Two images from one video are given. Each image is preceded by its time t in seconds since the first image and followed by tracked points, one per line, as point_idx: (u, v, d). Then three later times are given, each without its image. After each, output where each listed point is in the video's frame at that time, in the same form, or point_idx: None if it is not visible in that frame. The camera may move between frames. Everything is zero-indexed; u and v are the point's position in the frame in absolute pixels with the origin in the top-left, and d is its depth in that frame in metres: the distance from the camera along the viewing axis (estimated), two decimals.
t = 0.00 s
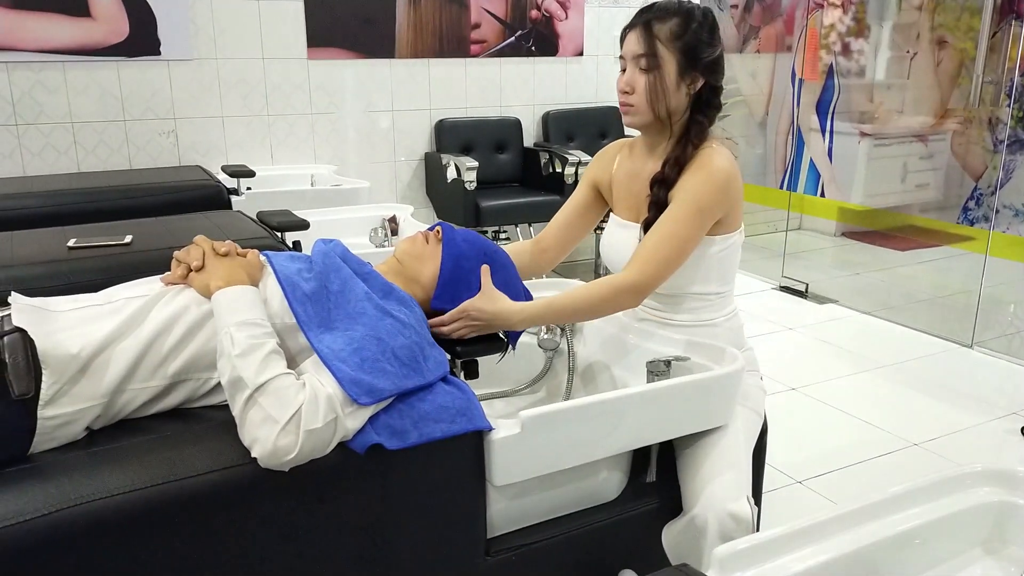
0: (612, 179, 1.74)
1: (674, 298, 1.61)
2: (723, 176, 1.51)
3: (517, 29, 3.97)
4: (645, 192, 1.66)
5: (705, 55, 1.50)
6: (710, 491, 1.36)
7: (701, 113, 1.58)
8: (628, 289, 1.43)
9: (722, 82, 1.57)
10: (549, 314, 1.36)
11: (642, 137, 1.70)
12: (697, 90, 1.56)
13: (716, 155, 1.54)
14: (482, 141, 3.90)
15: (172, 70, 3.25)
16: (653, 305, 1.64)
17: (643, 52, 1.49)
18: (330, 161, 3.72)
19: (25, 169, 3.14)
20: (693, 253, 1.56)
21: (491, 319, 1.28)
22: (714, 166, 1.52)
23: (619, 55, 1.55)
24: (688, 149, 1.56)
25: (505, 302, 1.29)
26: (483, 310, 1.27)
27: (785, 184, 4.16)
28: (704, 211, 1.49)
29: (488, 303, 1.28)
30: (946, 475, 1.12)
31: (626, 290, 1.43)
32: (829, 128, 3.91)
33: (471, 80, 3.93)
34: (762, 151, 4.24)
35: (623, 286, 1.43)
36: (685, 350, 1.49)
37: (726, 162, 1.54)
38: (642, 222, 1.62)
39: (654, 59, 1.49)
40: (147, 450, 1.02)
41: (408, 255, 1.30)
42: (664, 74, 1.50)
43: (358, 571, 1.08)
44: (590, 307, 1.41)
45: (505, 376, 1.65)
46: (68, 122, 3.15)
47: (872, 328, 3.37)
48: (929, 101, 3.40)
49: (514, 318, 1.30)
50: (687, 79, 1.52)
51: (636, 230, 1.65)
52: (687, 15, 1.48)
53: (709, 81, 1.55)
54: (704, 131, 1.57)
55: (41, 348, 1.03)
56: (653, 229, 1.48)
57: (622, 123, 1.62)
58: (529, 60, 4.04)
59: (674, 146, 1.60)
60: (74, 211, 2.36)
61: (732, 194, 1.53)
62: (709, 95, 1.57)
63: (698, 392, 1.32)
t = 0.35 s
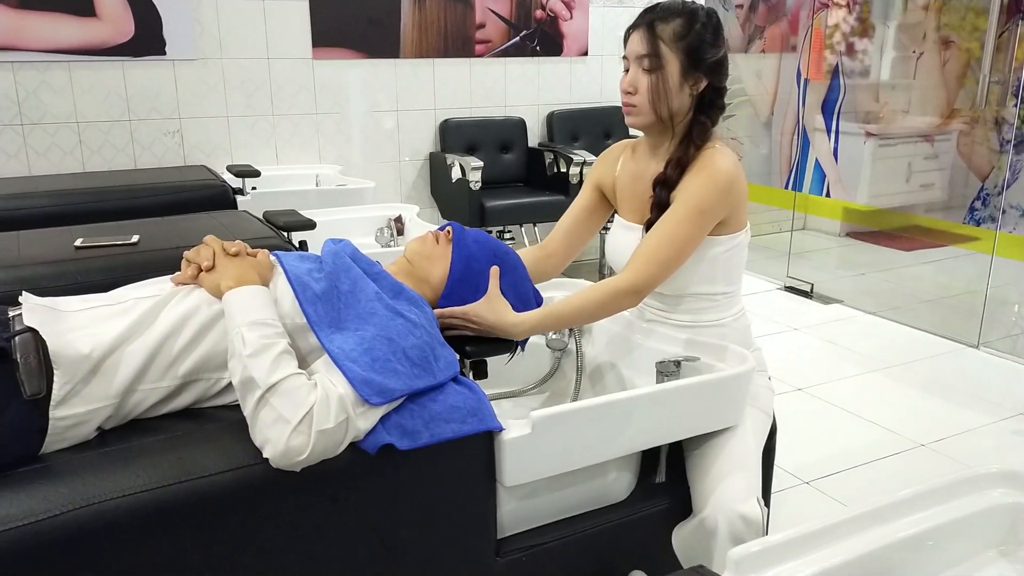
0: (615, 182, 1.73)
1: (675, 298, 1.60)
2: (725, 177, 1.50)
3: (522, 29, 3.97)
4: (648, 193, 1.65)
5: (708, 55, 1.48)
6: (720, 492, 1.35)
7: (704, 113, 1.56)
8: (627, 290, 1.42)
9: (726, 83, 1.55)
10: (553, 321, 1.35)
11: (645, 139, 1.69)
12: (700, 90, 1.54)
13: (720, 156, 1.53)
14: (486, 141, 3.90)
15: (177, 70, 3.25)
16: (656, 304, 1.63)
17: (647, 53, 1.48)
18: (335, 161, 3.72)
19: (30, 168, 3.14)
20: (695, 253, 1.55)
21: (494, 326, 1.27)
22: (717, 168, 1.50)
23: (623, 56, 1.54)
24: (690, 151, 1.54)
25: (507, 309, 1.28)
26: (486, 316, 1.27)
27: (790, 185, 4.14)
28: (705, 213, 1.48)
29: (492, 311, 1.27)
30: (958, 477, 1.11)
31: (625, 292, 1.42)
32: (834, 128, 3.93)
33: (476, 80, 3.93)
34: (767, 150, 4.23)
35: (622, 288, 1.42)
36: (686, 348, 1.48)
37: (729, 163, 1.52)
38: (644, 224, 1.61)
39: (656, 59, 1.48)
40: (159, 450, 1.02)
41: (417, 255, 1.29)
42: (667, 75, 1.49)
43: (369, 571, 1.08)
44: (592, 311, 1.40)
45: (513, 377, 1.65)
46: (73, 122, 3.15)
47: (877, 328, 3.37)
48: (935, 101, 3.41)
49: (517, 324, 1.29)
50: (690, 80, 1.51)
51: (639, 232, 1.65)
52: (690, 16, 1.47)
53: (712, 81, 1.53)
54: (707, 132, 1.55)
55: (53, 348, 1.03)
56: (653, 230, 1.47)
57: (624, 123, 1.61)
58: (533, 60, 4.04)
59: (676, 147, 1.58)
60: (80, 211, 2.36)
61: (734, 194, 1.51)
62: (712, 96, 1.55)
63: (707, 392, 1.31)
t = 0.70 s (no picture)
0: (630, 179, 1.73)
1: (689, 293, 1.59)
2: (743, 172, 1.50)
3: (525, 27, 3.96)
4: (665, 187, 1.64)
5: (723, 49, 1.48)
6: (730, 494, 1.33)
7: (721, 107, 1.55)
8: (646, 284, 1.42)
9: (740, 75, 1.54)
10: (569, 318, 1.35)
11: (662, 135, 1.69)
12: (715, 84, 1.53)
13: (737, 151, 1.53)
14: (490, 140, 3.89)
15: (181, 68, 3.24)
16: (670, 301, 1.62)
17: (660, 50, 1.48)
18: (338, 160, 3.70)
19: (32, 167, 3.13)
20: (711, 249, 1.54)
21: (511, 323, 1.28)
22: (735, 162, 1.50)
23: (636, 54, 1.54)
24: (708, 145, 1.53)
25: (524, 308, 1.28)
26: (503, 314, 1.27)
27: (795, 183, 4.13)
28: (723, 208, 1.48)
29: (510, 309, 1.28)
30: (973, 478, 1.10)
31: (644, 286, 1.41)
32: (838, 127, 3.90)
33: (479, 78, 3.92)
34: (771, 149, 4.21)
35: (640, 281, 1.41)
36: (691, 347, 1.47)
37: (746, 158, 1.52)
38: (660, 218, 1.61)
39: (671, 56, 1.47)
40: (166, 451, 1.01)
41: (427, 252, 1.30)
42: (682, 71, 1.48)
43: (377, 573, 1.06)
44: (609, 306, 1.39)
45: (520, 376, 1.64)
46: (76, 121, 3.14)
47: (883, 327, 3.35)
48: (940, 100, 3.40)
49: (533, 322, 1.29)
50: (705, 74, 1.50)
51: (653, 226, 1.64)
52: (702, 10, 1.46)
53: (727, 74, 1.52)
54: (724, 127, 1.55)
55: (60, 346, 1.02)
56: (671, 225, 1.47)
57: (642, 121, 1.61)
58: (537, 58, 4.03)
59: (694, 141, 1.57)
60: (83, 209, 2.35)
61: (751, 190, 1.51)
62: (728, 89, 1.54)
63: (719, 391, 1.30)
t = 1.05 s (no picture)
0: (649, 180, 1.72)
1: (706, 292, 1.58)
2: (766, 171, 1.49)
3: (532, 28, 3.95)
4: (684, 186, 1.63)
5: (745, 47, 1.46)
6: (746, 498, 1.32)
7: (745, 105, 1.53)
8: (666, 283, 1.41)
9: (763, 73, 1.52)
10: (591, 318, 1.35)
11: (683, 134, 1.68)
12: (738, 83, 1.52)
13: (760, 150, 1.51)
14: (496, 140, 3.88)
15: (188, 68, 3.24)
16: (688, 301, 1.61)
17: (681, 49, 1.47)
18: (345, 160, 3.70)
19: (39, 167, 3.13)
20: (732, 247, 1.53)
21: (532, 326, 1.28)
22: (757, 160, 1.49)
23: (656, 54, 1.53)
24: (732, 142, 1.52)
25: (545, 312, 1.28)
26: (525, 317, 1.27)
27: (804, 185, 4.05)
28: (744, 207, 1.47)
29: (532, 312, 1.27)
30: (992, 485, 1.10)
31: (664, 284, 1.41)
32: (847, 128, 3.88)
33: (486, 79, 3.91)
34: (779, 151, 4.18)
35: (661, 280, 1.41)
36: (703, 350, 1.45)
37: (769, 157, 1.51)
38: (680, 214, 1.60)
39: (692, 55, 1.46)
40: (181, 454, 1.00)
41: (444, 251, 1.28)
42: (705, 70, 1.47)
43: None
44: (632, 305, 1.39)
45: (532, 379, 1.63)
46: (83, 121, 3.14)
47: (891, 329, 3.34)
48: (949, 102, 3.38)
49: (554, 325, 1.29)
50: (729, 73, 1.49)
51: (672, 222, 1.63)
52: (724, 8, 1.45)
53: (750, 72, 1.50)
54: (749, 124, 1.53)
55: (75, 349, 1.01)
56: (693, 223, 1.46)
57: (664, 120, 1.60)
58: (544, 59, 4.02)
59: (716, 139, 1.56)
60: (92, 210, 2.35)
61: (774, 189, 1.51)
62: (751, 87, 1.52)
63: (734, 395, 1.29)
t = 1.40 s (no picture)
0: (658, 181, 1.71)
1: (720, 296, 1.58)
2: (778, 172, 1.47)
3: (538, 28, 3.94)
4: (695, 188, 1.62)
5: (757, 46, 1.45)
6: (761, 501, 1.31)
7: (754, 106, 1.53)
8: (681, 288, 1.40)
9: (774, 73, 1.51)
10: (605, 319, 1.34)
11: (692, 134, 1.67)
12: (749, 82, 1.50)
13: (771, 150, 1.50)
14: (503, 140, 3.87)
15: (194, 68, 3.23)
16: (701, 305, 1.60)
17: (692, 48, 1.45)
18: (351, 161, 3.69)
19: (46, 167, 3.13)
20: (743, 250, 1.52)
21: (546, 324, 1.26)
22: (769, 161, 1.48)
23: (667, 53, 1.52)
24: (742, 143, 1.51)
25: (560, 309, 1.27)
26: (539, 315, 1.26)
27: (810, 185, 4.06)
28: (758, 209, 1.46)
29: (546, 309, 1.27)
30: (1008, 492, 1.09)
31: (680, 289, 1.40)
32: (855, 129, 3.82)
33: (492, 79, 3.90)
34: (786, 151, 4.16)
35: (677, 285, 1.39)
36: (720, 352, 1.43)
37: (781, 157, 1.49)
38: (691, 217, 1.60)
39: (704, 54, 1.45)
40: (194, 456, 0.99)
41: (456, 252, 1.27)
42: (716, 69, 1.46)
43: None
44: (646, 309, 1.37)
45: (542, 380, 1.61)
46: (89, 121, 3.13)
47: (899, 331, 3.32)
48: (958, 101, 3.31)
49: (568, 322, 1.28)
50: (739, 72, 1.48)
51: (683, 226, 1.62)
52: (736, 7, 1.43)
53: (761, 72, 1.50)
54: (759, 124, 1.52)
55: (88, 349, 1.01)
56: (707, 227, 1.45)
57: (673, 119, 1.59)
58: (550, 59, 4.01)
59: (726, 139, 1.55)
60: (100, 210, 2.34)
61: (787, 189, 1.49)
62: (761, 87, 1.51)
63: (747, 398, 1.27)
